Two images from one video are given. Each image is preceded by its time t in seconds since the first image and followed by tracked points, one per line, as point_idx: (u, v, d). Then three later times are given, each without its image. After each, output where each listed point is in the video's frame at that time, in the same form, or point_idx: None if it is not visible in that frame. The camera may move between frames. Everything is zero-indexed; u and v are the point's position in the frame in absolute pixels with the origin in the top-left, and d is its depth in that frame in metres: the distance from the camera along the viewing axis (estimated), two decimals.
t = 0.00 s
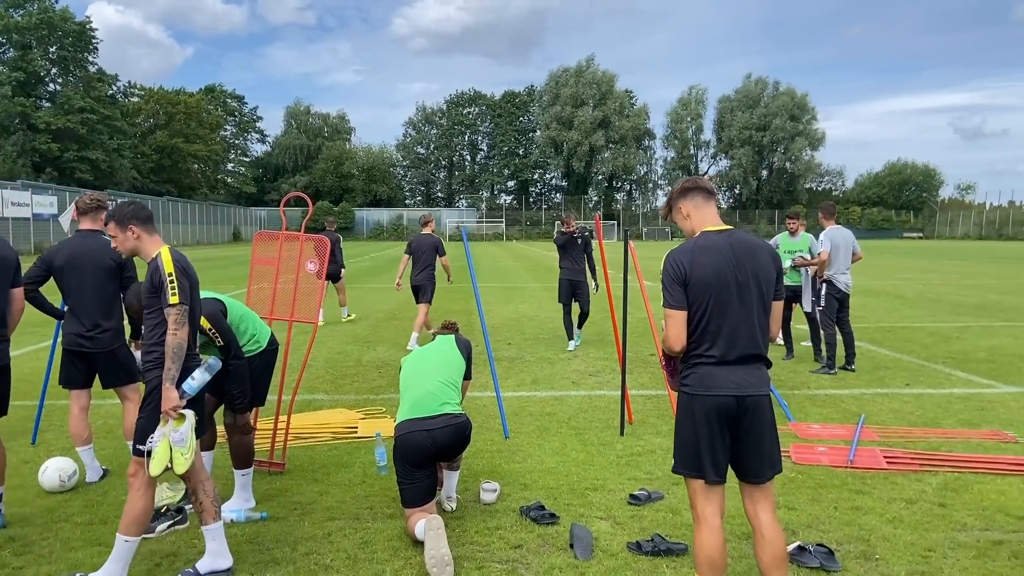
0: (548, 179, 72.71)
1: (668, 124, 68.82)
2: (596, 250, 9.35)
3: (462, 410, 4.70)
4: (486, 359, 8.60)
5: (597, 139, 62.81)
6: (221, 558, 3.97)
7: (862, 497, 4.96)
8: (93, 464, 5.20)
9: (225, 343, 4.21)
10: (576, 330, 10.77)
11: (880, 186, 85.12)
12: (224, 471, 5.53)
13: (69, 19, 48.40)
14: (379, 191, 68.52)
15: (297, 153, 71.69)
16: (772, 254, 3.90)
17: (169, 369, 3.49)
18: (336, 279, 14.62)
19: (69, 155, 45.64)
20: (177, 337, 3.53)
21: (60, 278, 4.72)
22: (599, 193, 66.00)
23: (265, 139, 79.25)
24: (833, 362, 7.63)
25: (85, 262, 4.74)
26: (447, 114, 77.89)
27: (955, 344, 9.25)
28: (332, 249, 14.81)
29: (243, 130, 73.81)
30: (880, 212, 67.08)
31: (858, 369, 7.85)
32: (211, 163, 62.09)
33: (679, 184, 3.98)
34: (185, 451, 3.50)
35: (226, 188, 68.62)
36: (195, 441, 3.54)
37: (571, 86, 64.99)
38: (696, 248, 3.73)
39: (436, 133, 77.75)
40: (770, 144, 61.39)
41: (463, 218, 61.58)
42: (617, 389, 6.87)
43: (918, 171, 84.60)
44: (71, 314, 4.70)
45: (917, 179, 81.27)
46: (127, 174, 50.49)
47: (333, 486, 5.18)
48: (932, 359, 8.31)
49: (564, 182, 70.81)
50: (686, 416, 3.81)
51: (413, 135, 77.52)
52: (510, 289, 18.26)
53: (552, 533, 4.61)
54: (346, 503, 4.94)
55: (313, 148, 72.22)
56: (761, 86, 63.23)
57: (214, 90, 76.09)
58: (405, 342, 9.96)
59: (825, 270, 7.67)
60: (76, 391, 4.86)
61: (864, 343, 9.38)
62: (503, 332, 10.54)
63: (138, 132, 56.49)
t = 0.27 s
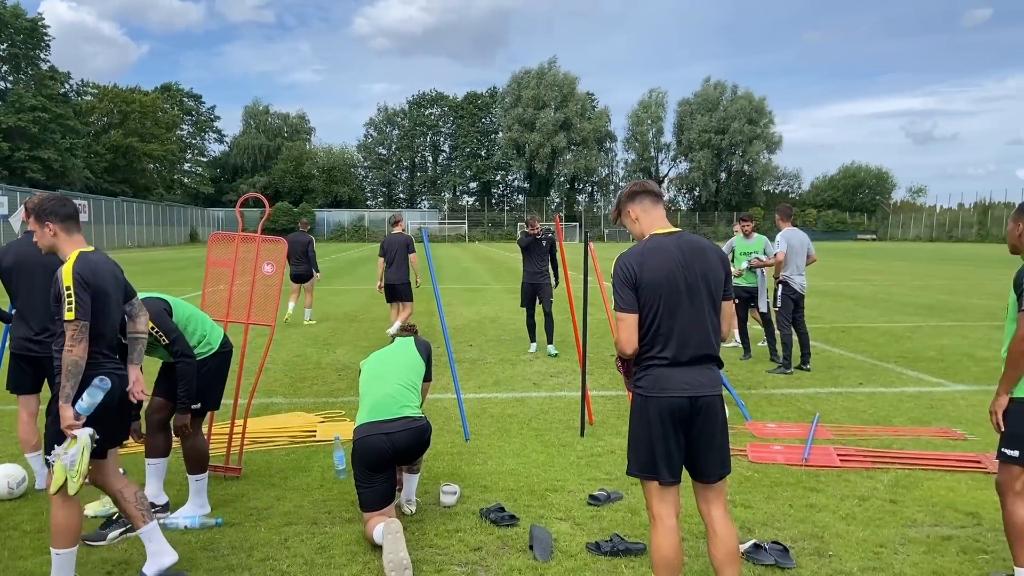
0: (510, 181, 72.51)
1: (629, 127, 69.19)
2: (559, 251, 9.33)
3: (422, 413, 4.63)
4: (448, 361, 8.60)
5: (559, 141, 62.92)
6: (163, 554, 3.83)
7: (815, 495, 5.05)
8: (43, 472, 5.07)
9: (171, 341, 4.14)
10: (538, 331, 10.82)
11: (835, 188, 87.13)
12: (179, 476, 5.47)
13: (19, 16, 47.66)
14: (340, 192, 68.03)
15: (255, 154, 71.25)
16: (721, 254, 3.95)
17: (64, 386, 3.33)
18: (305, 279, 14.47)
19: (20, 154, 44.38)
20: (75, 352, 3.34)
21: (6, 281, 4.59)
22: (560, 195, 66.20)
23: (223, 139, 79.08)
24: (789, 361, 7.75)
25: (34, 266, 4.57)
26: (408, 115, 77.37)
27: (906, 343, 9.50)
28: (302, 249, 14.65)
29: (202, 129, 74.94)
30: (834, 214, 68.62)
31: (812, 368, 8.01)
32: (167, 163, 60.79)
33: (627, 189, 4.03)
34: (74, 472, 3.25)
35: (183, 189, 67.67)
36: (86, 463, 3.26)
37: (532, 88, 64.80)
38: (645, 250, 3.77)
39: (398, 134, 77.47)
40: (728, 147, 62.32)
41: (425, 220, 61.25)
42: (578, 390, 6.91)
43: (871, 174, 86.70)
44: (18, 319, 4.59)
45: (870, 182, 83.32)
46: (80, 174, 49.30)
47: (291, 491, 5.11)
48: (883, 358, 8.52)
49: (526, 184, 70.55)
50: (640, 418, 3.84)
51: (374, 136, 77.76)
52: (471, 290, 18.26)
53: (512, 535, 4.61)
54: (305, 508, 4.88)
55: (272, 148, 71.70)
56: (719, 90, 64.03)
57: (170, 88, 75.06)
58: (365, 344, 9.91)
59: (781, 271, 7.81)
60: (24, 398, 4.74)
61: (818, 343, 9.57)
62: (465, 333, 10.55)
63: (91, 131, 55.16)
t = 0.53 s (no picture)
0: (472, 182, 71.95)
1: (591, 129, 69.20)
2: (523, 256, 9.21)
3: (381, 416, 4.58)
4: (409, 363, 8.56)
5: (522, 143, 62.65)
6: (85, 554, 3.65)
7: (772, 493, 5.12)
8: None
9: (115, 342, 4.13)
10: (501, 334, 10.81)
11: (792, 192, 88.90)
12: (133, 484, 5.37)
13: None
14: (300, 193, 67.29)
15: (212, 153, 70.27)
16: (677, 255, 3.99)
17: None
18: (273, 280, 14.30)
19: None
20: None
21: None
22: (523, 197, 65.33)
23: (179, 138, 78.06)
24: (747, 361, 7.85)
25: None
26: (369, 116, 76.49)
27: (859, 343, 9.70)
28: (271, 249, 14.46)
29: (156, 128, 74.09)
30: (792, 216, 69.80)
31: (769, 368, 8.13)
32: (121, 163, 59.29)
33: (583, 191, 4.05)
34: None
35: (138, 190, 66.40)
36: None
37: (494, 89, 64.12)
38: (602, 252, 3.79)
39: (359, 134, 76.81)
40: (689, 150, 62.92)
41: (388, 222, 60.60)
42: (539, 392, 6.94)
43: (827, 178, 88.56)
44: None
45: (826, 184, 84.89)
46: (31, 174, 47.91)
47: (247, 496, 5.05)
48: (838, 357, 8.68)
49: (489, 185, 69.85)
50: (598, 419, 3.86)
51: (334, 137, 75.97)
52: (432, 292, 18.20)
53: (472, 537, 4.59)
54: (262, 513, 4.82)
55: (229, 147, 70.79)
56: (680, 93, 64.47)
57: (124, 87, 73.53)
58: (325, 347, 9.82)
59: (738, 272, 7.92)
60: None
61: (775, 343, 9.71)
62: (427, 336, 10.52)
63: (42, 130, 53.60)
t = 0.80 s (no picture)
0: (435, 184, 71.47)
1: (553, 130, 69.25)
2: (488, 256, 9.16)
3: (338, 420, 4.52)
4: (370, 365, 8.54)
5: (483, 144, 62.10)
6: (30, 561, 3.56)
7: (730, 491, 5.19)
8: None
9: (64, 344, 4.05)
10: (464, 336, 10.82)
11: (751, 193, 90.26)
12: (86, 491, 5.25)
13: None
14: (258, 194, 66.43)
15: (169, 154, 69.34)
16: (636, 256, 3.99)
17: None
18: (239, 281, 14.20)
19: None
20: None
21: None
22: (486, 198, 64.93)
23: (135, 137, 76.77)
24: (706, 362, 7.94)
25: None
26: (330, 116, 75.67)
27: (815, 343, 9.88)
28: (237, 251, 14.30)
29: (111, 127, 72.64)
30: (751, 218, 70.90)
31: (728, 368, 8.25)
32: (75, 163, 57.82)
33: (542, 192, 4.04)
34: None
35: (91, 190, 65.12)
36: None
37: (456, 90, 63.74)
38: (560, 252, 3.77)
39: (320, 134, 75.91)
40: (650, 152, 63.39)
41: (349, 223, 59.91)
42: (500, 393, 6.96)
43: (785, 180, 90.00)
44: None
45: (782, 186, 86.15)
46: None
47: (203, 502, 4.97)
48: (794, 357, 8.83)
49: (451, 186, 69.17)
50: (557, 419, 3.86)
51: (295, 136, 75.54)
52: (394, 293, 18.13)
53: (431, 540, 4.56)
54: (218, 519, 4.74)
55: (186, 148, 69.95)
56: (640, 95, 64.95)
57: (77, 85, 71.79)
58: (286, 349, 9.74)
59: (696, 274, 8.03)
60: None
61: (734, 343, 9.84)
62: (389, 337, 10.49)
63: None
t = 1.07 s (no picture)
0: (398, 184, 70.82)
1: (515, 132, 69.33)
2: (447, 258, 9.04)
3: (293, 426, 4.44)
4: (328, 367, 8.52)
5: (446, 145, 61.70)
6: None
7: (688, 490, 5.24)
8: None
9: (20, 342, 3.97)
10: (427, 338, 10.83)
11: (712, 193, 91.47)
12: (36, 498, 5.13)
13: None
14: (217, 194, 65.50)
15: (124, 153, 68.07)
16: (597, 258, 3.99)
17: None
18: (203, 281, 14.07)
19: None
20: None
21: None
22: (449, 199, 65.11)
23: (89, 136, 75.28)
24: (665, 362, 8.03)
25: None
26: (291, 115, 74.66)
27: (772, 342, 10.04)
28: (202, 252, 14.08)
29: (64, 125, 71.00)
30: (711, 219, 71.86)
31: (688, 367, 8.36)
32: (28, 163, 56.25)
33: (502, 193, 4.03)
34: None
35: (43, 190, 63.77)
36: None
37: (418, 91, 63.25)
38: (521, 253, 3.76)
39: (281, 134, 74.70)
40: (612, 153, 63.85)
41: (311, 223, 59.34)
42: (461, 395, 6.99)
43: (745, 180, 91.28)
44: None
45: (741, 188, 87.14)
46: None
47: (157, 508, 4.89)
48: (752, 356, 8.96)
49: (413, 187, 68.63)
50: (518, 421, 3.83)
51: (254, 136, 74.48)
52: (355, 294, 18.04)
53: (391, 543, 4.52)
54: (171, 526, 4.66)
55: (143, 147, 68.86)
56: (603, 98, 65.30)
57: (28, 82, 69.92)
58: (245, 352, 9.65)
59: (656, 274, 8.12)
60: None
61: (695, 343, 9.97)
62: (351, 339, 10.46)
63: None
